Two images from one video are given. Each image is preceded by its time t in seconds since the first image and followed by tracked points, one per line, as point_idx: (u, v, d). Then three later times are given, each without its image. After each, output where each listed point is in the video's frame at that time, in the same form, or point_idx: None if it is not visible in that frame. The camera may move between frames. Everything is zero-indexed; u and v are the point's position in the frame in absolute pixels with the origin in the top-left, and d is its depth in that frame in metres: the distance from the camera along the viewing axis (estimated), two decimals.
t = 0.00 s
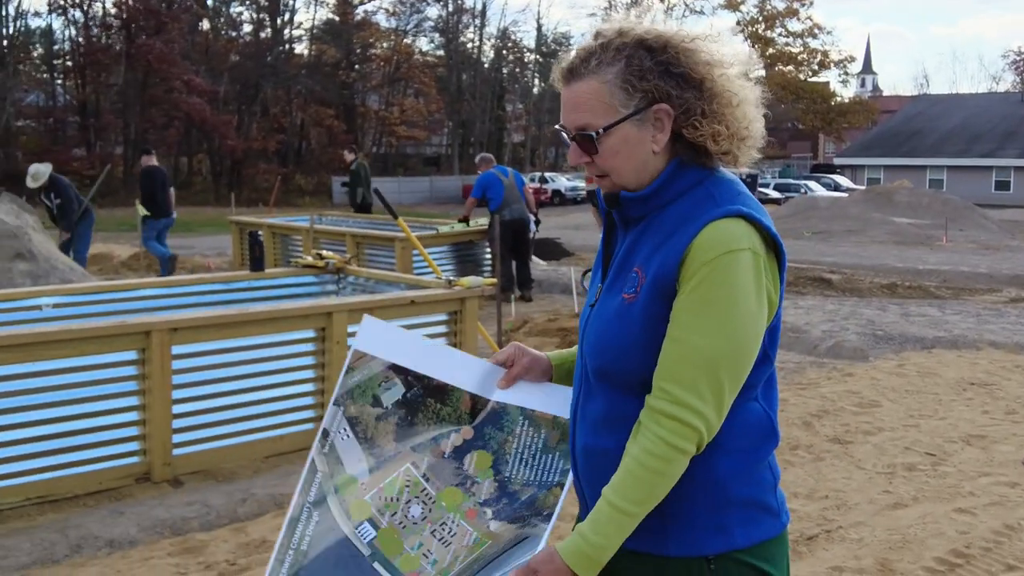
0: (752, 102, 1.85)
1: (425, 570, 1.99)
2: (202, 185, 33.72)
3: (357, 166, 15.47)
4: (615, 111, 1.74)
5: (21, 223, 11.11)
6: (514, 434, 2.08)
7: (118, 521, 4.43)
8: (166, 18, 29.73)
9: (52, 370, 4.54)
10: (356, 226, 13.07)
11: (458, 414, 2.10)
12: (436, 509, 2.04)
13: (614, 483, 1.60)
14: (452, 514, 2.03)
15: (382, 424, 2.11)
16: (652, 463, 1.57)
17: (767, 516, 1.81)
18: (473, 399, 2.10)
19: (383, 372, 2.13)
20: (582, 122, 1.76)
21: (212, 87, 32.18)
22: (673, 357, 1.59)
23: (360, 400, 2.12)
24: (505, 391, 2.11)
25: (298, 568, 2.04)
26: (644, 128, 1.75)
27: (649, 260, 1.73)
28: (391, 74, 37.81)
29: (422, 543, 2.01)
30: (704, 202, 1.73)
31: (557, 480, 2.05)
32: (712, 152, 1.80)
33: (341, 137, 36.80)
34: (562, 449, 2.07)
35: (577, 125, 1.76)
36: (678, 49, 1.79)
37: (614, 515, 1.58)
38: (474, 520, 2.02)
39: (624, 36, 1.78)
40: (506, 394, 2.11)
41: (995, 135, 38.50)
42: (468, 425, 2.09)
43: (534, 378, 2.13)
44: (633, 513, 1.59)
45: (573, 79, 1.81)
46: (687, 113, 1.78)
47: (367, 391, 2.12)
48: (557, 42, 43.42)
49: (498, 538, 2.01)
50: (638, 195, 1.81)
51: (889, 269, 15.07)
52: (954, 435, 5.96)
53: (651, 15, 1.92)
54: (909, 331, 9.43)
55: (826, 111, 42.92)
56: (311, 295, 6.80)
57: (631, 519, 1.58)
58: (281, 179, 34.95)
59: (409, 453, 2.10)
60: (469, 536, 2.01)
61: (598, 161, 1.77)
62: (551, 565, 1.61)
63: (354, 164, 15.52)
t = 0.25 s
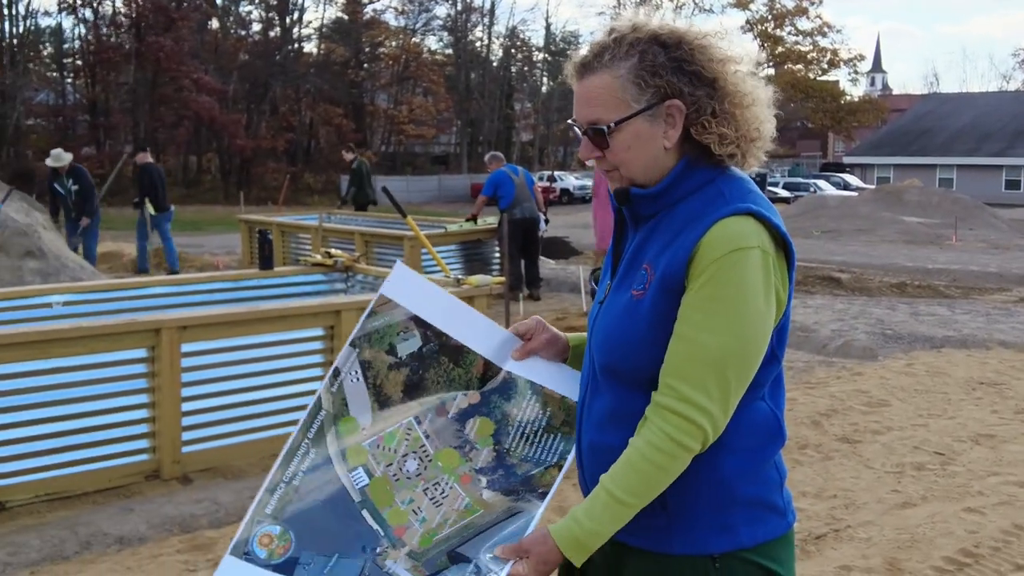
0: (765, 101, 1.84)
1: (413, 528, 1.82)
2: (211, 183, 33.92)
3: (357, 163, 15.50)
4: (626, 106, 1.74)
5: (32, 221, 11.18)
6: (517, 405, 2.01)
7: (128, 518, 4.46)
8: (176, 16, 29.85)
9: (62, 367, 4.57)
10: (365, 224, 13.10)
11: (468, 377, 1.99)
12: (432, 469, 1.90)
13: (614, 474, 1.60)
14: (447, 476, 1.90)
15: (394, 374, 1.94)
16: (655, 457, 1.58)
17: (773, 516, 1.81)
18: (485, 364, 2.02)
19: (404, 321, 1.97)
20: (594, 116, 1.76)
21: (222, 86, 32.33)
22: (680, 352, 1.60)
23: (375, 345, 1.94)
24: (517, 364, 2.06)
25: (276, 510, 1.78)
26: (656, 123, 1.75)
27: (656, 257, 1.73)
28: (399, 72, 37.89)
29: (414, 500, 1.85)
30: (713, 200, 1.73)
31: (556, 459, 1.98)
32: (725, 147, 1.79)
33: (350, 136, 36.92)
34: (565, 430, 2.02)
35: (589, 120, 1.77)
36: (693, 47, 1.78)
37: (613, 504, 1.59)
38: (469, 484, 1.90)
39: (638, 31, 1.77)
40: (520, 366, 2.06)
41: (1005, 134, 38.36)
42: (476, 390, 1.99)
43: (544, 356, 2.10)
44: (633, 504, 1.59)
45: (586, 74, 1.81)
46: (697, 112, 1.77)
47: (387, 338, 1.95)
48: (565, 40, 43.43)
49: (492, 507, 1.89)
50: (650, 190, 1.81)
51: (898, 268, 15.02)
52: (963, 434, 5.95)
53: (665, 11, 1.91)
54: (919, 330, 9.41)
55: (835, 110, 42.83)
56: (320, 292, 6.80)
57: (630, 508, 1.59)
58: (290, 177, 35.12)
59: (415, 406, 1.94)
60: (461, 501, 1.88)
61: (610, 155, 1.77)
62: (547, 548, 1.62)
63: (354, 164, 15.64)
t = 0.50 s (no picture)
0: (767, 101, 1.84)
1: (405, 494, 1.91)
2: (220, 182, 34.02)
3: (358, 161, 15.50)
4: (628, 103, 1.74)
5: (40, 219, 11.22)
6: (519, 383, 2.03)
7: (136, 514, 4.49)
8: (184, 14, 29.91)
9: (69, 365, 4.59)
10: (372, 223, 13.12)
11: (476, 348, 2.05)
12: (429, 436, 1.97)
13: (613, 466, 1.61)
14: (444, 443, 1.97)
15: (404, 336, 2.02)
16: (654, 453, 1.59)
17: (776, 513, 1.81)
18: (494, 336, 2.07)
19: (422, 283, 2.05)
20: (595, 113, 1.77)
21: (230, 84, 32.36)
22: (680, 347, 1.61)
23: (391, 304, 2.02)
24: (524, 341, 2.08)
25: (275, 457, 1.91)
26: (656, 121, 1.75)
27: (658, 254, 1.74)
28: (407, 71, 37.90)
29: (408, 464, 1.94)
30: (715, 199, 1.74)
31: (555, 443, 1.99)
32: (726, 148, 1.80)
33: (358, 134, 36.96)
34: (566, 413, 2.02)
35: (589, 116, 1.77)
36: (696, 45, 1.78)
37: (610, 495, 1.60)
38: (465, 456, 1.95)
39: (640, 29, 1.77)
40: (527, 344, 2.08)
41: (1014, 132, 38.20)
42: (481, 362, 2.04)
43: (553, 337, 2.11)
44: (632, 497, 1.60)
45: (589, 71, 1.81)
46: (699, 109, 1.77)
47: (402, 299, 2.03)
48: (573, 38, 43.38)
49: (487, 482, 1.93)
50: (652, 187, 1.82)
51: (906, 267, 14.98)
52: (970, 433, 5.94)
53: (667, 9, 1.91)
54: (926, 329, 9.38)
55: (844, 108, 42.73)
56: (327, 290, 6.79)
57: (629, 501, 1.60)
58: (298, 176, 35.18)
59: (422, 369, 2.02)
60: (457, 472, 1.94)
61: (611, 153, 1.78)
62: (542, 535, 1.64)
63: (355, 163, 15.73)
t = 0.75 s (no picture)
0: (772, 101, 1.86)
1: (409, 484, 1.93)
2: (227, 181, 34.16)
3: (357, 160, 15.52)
4: (634, 103, 1.77)
5: (49, 218, 11.28)
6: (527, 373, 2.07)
7: (144, 513, 4.52)
8: (192, 15, 30.00)
9: (77, 363, 4.62)
10: (378, 222, 13.16)
11: (486, 336, 2.08)
12: (435, 423, 2.01)
13: (614, 462, 1.64)
14: (449, 431, 2.01)
15: (417, 321, 2.04)
16: (656, 451, 1.61)
17: (780, 513, 1.84)
18: (503, 324, 2.09)
19: (439, 272, 2.05)
20: (600, 113, 1.79)
21: (238, 84, 32.46)
22: (683, 344, 1.63)
23: (407, 292, 2.03)
24: (534, 330, 2.10)
25: (280, 442, 1.92)
26: (663, 122, 1.78)
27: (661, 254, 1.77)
28: (414, 70, 38.00)
29: (414, 451, 1.97)
30: (719, 200, 1.76)
31: (558, 434, 2.03)
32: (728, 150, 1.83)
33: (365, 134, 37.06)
34: (573, 402, 2.07)
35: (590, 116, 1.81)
36: (700, 45, 1.80)
37: (612, 489, 1.62)
38: (470, 445, 1.99)
39: (644, 30, 1.80)
40: (535, 331, 2.10)
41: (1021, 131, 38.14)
42: (490, 349, 2.07)
43: (566, 327, 2.13)
44: (632, 492, 1.62)
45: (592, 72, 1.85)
46: (705, 109, 1.80)
47: (419, 286, 2.04)
48: (579, 38, 43.40)
49: (491, 478, 1.96)
50: (655, 187, 1.85)
51: (911, 266, 14.97)
52: (974, 433, 5.95)
53: (673, 11, 1.94)
54: (931, 328, 9.38)
55: (850, 107, 42.71)
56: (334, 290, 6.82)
57: (629, 497, 1.62)
58: (305, 175, 35.29)
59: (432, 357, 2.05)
60: (460, 463, 1.98)
61: (616, 153, 1.80)
62: (540, 526, 1.66)
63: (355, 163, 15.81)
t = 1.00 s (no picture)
0: (779, 98, 1.86)
1: (411, 496, 1.87)
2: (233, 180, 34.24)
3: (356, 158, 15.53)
4: (641, 98, 1.76)
5: (55, 218, 11.29)
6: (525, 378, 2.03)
7: (148, 511, 4.53)
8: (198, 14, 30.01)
9: (83, 363, 4.64)
10: (383, 221, 13.17)
11: (480, 342, 2.02)
12: (436, 432, 1.95)
13: (613, 459, 1.63)
14: (450, 441, 1.95)
15: (406, 331, 1.99)
16: (653, 447, 1.61)
17: (785, 512, 1.83)
18: (497, 331, 2.04)
19: (421, 280, 2.00)
20: (606, 107, 1.78)
21: (244, 83, 32.51)
22: (685, 341, 1.63)
23: (392, 301, 1.98)
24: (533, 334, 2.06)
25: (279, 462, 1.86)
26: (669, 118, 1.77)
27: (664, 252, 1.77)
28: (419, 70, 38.05)
29: (415, 463, 1.90)
30: (721, 198, 1.75)
31: (561, 437, 1.99)
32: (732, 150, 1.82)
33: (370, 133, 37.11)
34: (575, 405, 2.04)
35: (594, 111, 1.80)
36: (707, 44, 1.79)
37: (609, 490, 1.62)
38: (471, 452, 1.94)
39: (651, 28, 1.78)
40: (531, 336, 2.06)
41: None
42: (487, 356, 2.02)
43: (560, 329, 2.10)
44: (631, 490, 1.62)
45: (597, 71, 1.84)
46: (713, 105, 1.79)
47: (402, 295, 1.99)
48: (585, 36, 43.35)
49: (494, 484, 1.91)
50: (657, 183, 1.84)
51: (917, 265, 14.94)
52: (979, 432, 5.93)
53: (681, 8, 1.94)
54: (937, 328, 9.35)
55: (856, 106, 42.69)
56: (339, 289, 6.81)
57: (627, 494, 1.61)
58: (311, 174, 35.34)
59: (426, 367, 1.99)
60: (463, 470, 1.92)
61: (621, 147, 1.79)
62: (538, 526, 1.65)
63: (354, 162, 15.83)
